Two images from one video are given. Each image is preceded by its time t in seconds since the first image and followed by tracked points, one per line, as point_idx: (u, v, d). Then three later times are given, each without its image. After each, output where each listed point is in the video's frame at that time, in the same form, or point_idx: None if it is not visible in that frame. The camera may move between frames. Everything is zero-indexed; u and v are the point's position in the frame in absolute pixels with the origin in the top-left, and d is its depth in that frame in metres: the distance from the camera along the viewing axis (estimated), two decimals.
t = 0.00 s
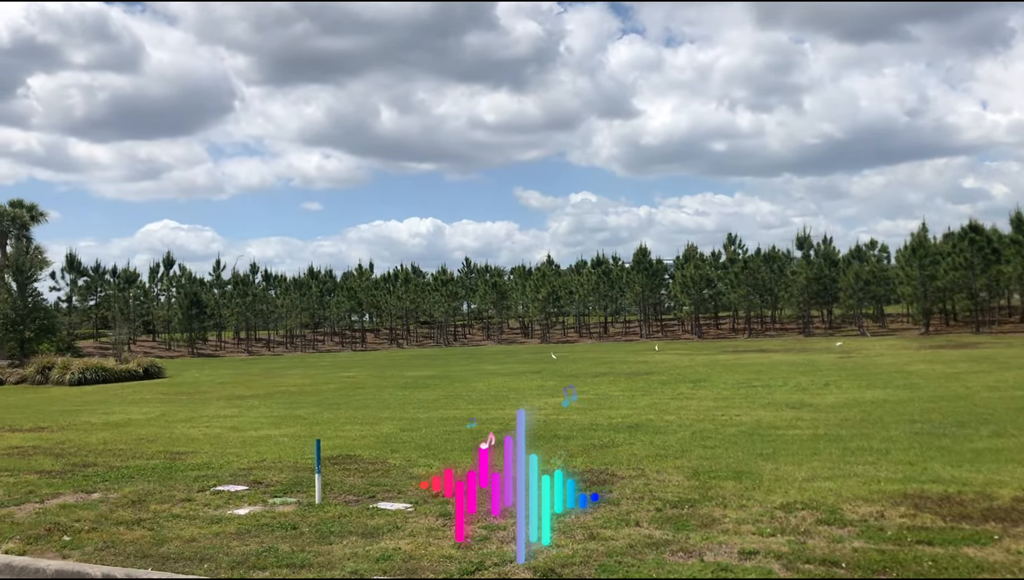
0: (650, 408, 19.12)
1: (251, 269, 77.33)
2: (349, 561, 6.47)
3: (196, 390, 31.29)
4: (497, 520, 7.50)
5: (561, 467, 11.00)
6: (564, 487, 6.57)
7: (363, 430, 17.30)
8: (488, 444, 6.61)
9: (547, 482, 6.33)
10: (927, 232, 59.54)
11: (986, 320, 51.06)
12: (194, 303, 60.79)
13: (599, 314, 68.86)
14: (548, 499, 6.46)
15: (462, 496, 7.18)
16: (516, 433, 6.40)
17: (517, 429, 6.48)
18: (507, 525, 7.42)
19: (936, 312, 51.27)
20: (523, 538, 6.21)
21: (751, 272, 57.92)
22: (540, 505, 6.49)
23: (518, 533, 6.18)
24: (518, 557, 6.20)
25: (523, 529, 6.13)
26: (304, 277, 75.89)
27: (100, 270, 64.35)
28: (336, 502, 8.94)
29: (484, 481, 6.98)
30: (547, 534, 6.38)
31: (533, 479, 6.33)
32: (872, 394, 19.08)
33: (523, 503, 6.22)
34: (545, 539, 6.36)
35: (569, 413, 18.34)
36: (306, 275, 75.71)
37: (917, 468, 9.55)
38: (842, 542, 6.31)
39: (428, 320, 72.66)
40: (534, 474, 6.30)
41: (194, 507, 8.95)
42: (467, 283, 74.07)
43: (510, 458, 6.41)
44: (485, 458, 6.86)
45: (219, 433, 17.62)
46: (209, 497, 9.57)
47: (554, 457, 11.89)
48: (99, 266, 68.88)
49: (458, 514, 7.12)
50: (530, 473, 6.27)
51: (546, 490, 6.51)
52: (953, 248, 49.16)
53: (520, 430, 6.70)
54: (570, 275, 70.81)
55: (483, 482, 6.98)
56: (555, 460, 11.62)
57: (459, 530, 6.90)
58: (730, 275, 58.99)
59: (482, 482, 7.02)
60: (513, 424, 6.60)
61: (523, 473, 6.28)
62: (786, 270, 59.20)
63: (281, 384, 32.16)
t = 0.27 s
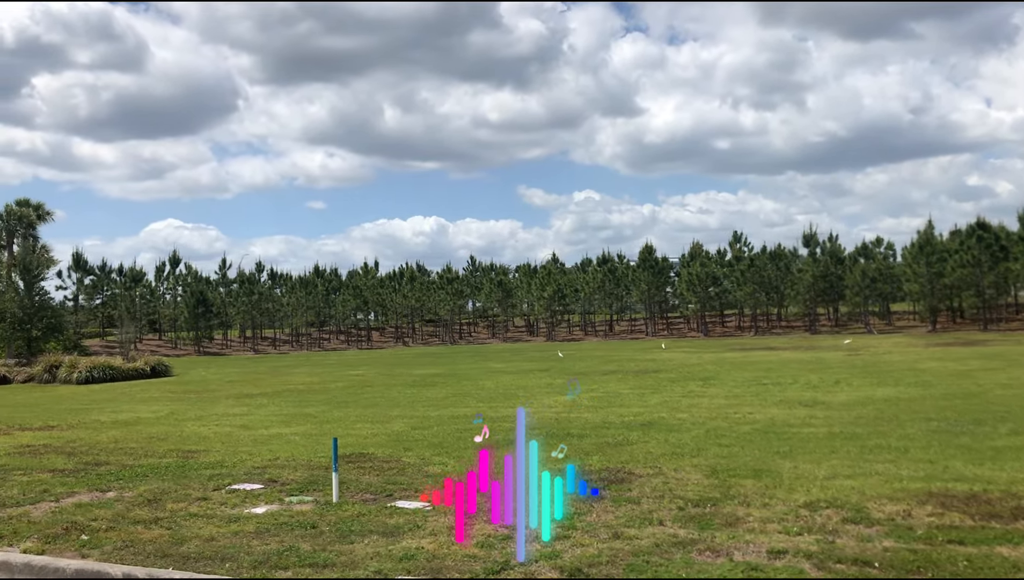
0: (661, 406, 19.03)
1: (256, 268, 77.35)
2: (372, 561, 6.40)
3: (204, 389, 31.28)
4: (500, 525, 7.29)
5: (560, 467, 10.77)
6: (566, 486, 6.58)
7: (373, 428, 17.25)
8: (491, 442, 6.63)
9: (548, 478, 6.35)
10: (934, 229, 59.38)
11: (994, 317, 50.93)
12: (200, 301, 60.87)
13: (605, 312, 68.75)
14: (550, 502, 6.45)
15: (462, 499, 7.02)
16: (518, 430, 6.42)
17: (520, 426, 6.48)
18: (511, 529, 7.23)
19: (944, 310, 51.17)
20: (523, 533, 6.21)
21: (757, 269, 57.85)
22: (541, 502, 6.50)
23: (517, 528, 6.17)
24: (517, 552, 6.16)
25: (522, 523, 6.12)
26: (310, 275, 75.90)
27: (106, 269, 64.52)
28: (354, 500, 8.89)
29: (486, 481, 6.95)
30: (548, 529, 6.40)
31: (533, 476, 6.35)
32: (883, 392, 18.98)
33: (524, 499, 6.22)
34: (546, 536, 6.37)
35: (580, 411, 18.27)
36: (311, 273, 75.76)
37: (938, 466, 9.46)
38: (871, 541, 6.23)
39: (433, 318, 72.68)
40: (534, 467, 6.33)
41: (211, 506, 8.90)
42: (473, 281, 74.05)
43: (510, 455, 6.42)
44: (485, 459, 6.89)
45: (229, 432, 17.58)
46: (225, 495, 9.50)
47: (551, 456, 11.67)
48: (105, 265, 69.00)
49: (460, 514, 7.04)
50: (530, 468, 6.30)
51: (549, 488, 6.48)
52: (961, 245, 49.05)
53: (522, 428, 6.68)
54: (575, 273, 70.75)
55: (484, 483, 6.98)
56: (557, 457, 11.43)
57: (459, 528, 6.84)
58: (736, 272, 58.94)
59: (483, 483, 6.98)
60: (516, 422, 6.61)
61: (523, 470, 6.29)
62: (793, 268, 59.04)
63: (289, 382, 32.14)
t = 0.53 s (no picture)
0: (671, 404, 18.94)
1: (260, 266, 77.33)
2: (394, 560, 6.32)
3: (211, 387, 31.25)
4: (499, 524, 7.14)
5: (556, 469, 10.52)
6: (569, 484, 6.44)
7: (384, 426, 17.18)
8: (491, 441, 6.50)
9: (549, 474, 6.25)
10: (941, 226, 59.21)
11: (1002, 314, 50.77)
12: (206, 300, 60.89)
13: (611, 310, 68.69)
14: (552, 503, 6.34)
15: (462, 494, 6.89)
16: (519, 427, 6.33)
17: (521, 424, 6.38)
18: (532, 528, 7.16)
19: (951, 307, 51.01)
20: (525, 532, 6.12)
21: (764, 267, 57.76)
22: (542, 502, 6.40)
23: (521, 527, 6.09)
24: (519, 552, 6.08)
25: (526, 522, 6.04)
26: (315, 274, 75.95)
27: (111, 268, 64.51)
28: (370, 499, 8.82)
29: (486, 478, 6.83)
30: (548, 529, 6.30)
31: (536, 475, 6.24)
32: (896, 389, 18.88)
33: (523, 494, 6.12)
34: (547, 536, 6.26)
35: (591, 409, 18.19)
36: (316, 271, 75.78)
37: (961, 464, 9.36)
38: (900, 540, 6.14)
39: (438, 316, 72.67)
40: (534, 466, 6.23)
41: (227, 505, 8.82)
42: (478, 279, 74.00)
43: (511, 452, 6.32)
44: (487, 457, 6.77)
45: (239, 430, 17.51)
46: (240, 494, 9.43)
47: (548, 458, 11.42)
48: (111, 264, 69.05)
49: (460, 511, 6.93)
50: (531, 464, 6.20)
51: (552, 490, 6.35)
52: (969, 242, 48.89)
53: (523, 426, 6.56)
54: (580, 271, 70.68)
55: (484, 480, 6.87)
56: (573, 457, 11.35)
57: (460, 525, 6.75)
58: (742, 270, 58.84)
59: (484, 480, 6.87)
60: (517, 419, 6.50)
61: (525, 470, 6.19)
62: (799, 265, 58.91)
63: (296, 381, 32.10)
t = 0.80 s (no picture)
0: (682, 402, 18.87)
1: (266, 264, 77.31)
2: (417, 559, 6.24)
3: (219, 385, 31.23)
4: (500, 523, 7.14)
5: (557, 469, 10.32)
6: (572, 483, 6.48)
7: (395, 425, 17.13)
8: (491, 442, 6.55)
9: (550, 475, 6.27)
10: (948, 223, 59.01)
11: (1010, 311, 50.57)
12: (211, 298, 60.89)
13: (616, 308, 68.58)
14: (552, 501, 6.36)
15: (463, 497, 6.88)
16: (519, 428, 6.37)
17: (521, 425, 6.41)
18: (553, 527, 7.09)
19: (959, 304, 50.82)
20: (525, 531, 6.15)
21: (770, 264, 57.64)
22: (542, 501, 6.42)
23: (520, 526, 6.12)
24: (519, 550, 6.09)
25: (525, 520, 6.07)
26: (320, 272, 75.96)
27: (116, 267, 64.56)
28: (387, 498, 8.74)
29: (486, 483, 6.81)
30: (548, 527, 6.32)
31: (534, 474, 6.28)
32: (909, 386, 18.77)
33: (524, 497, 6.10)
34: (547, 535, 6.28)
35: (603, 407, 18.11)
36: (322, 270, 75.76)
37: (983, 463, 9.26)
38: (931, 539, 6.04)
39: (444, 314, 72.64)
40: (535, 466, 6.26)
41: (243, 504, 8.75)
42: (483, 277, 73.92)
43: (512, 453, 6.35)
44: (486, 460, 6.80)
45: (250, 429, 17.46)
46: (255, 493, 9.35)
47: (549, 458, 11.27)
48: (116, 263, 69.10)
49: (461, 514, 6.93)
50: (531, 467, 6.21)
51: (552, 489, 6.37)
52: (977, 239, 48.66)
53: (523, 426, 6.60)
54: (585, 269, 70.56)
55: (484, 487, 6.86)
56: (589, 456, 11.30)
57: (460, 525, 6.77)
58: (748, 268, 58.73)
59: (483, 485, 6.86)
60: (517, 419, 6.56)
61: (525, 469, 6.22)
62: (806, 263, 58.70)
63: (303, 379, 32.07)
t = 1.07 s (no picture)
0: (697, 399, 18.74)
1: (273, 262, 77.30)
2: (448, 558, 6.15)
3: (229, 383, 31.21)
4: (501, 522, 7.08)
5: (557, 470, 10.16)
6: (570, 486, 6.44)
7: (410, 422, 17.06)
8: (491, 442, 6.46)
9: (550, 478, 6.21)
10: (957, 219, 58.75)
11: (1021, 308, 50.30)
12: (219, 297, 60.93)
13: (624, 306, 68.43)
14: (551, 501, 6.29)
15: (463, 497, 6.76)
16: (518, 428, 6.28)
17: (521, 425, 6.32)
18: (584, 525, 6.99)
19: (970, 300, 50.57)
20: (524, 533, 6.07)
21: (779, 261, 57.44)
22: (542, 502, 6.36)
23: (519, 527, 6.05)
24: (518, 551, 6.02)
25: (524, 523, 6.00)
26: (327, 270, 75.98)
27: (125, 265, 64.66)
28: (410, 496, 8.66)
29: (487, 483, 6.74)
30: (548, 529, 6.25)
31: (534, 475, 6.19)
32: (927, 383, 18.63)
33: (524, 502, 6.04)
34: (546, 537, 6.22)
35: (618, 404, 18.01)
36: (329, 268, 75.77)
37: (1013, 460, 9.13)
38: (974, 538, 5.92)
39: (451, 311, 72.61)
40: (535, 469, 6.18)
41: (265, 502, 8.67)
42: (490, 275, 73.85)
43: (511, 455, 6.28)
44: (487, 458, 6.72)
45: (264, 426, 17.40)
46: (276, 491, 9.28)
47: (563, 457, 11.15)
48: (124, 261, 69.20)
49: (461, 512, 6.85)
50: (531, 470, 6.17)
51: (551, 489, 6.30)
52: (988, 235, 48.38)
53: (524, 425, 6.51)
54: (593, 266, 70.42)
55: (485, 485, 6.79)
56: (609, 453, 11.21)
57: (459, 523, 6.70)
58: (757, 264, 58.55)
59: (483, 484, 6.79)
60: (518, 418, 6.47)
61: (525, 470, 6.11)
62: (815, 260, 58.51)
63: (313, 376, 32.05)
